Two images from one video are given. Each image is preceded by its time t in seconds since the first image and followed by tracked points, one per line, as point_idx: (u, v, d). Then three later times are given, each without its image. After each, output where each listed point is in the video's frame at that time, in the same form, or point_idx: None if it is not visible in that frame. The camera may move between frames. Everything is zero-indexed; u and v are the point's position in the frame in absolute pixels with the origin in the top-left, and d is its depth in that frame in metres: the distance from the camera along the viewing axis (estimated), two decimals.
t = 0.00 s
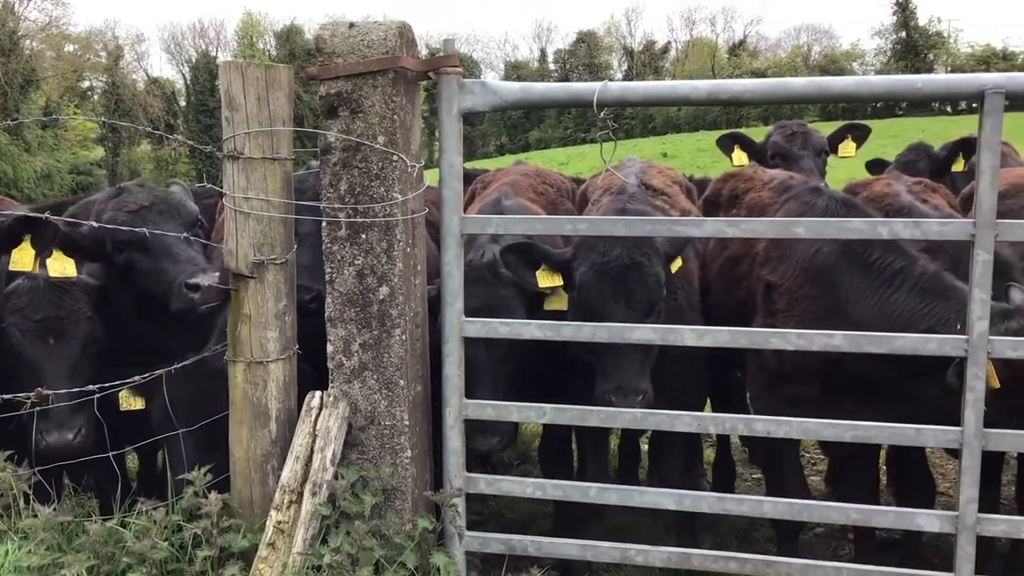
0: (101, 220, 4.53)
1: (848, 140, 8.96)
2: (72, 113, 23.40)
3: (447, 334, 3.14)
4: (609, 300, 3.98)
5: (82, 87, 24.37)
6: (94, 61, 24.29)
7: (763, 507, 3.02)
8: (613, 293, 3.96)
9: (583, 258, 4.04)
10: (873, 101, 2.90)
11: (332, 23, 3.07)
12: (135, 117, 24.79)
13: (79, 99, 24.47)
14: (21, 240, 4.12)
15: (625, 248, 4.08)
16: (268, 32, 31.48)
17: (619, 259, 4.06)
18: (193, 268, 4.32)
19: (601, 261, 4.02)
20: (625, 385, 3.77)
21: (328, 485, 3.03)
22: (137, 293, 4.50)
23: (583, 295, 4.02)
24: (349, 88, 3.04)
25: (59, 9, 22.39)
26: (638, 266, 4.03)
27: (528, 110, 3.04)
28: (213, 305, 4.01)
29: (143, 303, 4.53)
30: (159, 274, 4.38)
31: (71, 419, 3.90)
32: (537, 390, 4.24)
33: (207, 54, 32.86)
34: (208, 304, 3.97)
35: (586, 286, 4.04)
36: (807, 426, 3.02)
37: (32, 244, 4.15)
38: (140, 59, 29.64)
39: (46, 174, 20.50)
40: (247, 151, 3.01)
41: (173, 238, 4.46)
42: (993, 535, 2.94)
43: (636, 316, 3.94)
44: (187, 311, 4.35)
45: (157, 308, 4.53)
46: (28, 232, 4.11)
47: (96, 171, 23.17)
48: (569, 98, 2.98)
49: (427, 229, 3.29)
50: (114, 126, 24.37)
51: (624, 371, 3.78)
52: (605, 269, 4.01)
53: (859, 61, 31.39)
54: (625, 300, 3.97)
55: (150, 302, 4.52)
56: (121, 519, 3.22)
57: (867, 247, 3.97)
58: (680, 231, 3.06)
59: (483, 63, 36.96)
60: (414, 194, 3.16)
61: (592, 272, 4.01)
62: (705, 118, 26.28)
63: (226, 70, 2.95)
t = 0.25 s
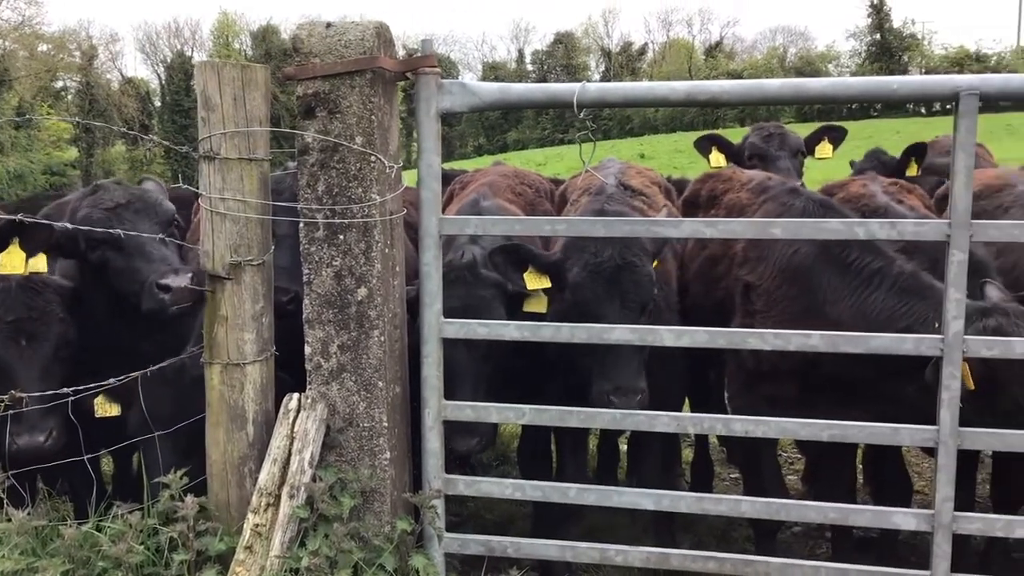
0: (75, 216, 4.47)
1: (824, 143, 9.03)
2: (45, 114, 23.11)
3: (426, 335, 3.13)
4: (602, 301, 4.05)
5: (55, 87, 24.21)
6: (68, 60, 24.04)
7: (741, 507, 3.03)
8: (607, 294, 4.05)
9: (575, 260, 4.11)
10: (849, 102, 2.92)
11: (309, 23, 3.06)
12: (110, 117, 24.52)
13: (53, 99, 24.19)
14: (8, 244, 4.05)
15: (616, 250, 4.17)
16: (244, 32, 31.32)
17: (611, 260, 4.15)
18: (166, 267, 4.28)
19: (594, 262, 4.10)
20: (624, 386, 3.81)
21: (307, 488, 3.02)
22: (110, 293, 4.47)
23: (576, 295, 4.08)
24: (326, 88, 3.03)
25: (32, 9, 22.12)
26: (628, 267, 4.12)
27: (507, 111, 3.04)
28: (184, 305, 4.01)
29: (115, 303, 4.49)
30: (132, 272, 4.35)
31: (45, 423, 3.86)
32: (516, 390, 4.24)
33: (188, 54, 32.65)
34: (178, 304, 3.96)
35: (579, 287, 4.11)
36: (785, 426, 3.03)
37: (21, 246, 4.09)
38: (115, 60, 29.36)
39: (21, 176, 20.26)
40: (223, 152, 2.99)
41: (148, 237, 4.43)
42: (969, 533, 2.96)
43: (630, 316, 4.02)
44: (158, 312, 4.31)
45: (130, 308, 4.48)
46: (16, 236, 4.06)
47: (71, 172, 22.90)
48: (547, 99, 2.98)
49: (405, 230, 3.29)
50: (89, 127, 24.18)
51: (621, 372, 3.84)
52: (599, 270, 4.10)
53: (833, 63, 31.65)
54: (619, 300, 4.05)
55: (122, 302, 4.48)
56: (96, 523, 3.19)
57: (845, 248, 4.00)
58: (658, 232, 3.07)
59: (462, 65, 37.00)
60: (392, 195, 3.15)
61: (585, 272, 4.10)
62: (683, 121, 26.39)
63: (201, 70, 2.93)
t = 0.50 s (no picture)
0: (41, 218, 4.43)
1: (796, 144, 9.11)
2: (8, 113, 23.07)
3: (399, 336, 3.12)
4: (601, 303, 3.96)
5: (18, 86, 24.22)
6: (34, 60, 24.27)
7: (714, 506, 3.04)
8: (606, 296, 3.96)
9: (571, 263, 4.03)
10: (819, 104, 2.94)
11: (279, 23, 3.04)
12: (77, 117, 24.15)
13: (19, 98, 23.87)
14: None
15: (612, 252, 4.09)
16: (211, 32, 31.07)
17: (607, 262, 4.07)
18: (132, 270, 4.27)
19: (590, 265, 4.02)
20: (627, 386, 3.81)
21: (279, 491, 2.99)
22: (76, 295, 4.42)
23: (576, 298, 3.99)
24: (297, 88, 3.01)
25: None
26: (625, 268, 4.03)
27: (479, 111, 3.04)
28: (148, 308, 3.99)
29: (82, 305, 4.45)
30: (98, 275, 4.34)
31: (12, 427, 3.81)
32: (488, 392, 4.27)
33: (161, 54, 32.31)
34: (141, 307, 3.93)
35: (577, 289, 4.02)
36: (757, 426, 3.04)
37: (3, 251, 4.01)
38: (83, 60, 28.97)
39: None
40: (193, 152, 2.96)
41: (115, 239, 4.42)
42: (939, 530, 2.99)
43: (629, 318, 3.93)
44: (124, 315, 4.31)
45: (96, 311, 4.45)
46: None
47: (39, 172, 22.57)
48: (520, 99, 2.98)
49: (378, 231, 3.28)
50: (58, 128, 23.88)
51: (623, 374, 3.79)
52: (595, 272, 4.02)
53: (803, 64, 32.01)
54: (617, 302, 3.96)
55: (87, 304, 4.43)
56: (64, 528, 3.16)
57: (815, 248, 4.01)
58: (631, 233, 3.07)
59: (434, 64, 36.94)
60: (364, 196, 3.14)
61: (583, 274, 4.01)
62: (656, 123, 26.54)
63: (170, 70, 2.90)
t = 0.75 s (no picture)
0: (10, 220, 4.37)
1: (769, 145, 9.17)
2: None
3: (374, 337, 3.11)
4: (608, 299, 4.17)
5: None
6: None
7: (690, 506, 3.05)
8: (613, 292, 4.18)
9: (579, 261, 4.20)
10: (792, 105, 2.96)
11: (252, 23, 3.02)
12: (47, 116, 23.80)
13: None
14: None
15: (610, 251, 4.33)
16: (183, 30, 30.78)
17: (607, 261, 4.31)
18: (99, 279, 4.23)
19: (597, 263, 4.22)
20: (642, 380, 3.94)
21: (252, 494, 2.97)
22: (43, 301, 4.37)
23: (585, 293, 4.15)
24: (271, 88, 2.99)
25: None
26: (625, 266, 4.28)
27: (454, 112, 3.03)
28: (114, 318, 4.00)
29: (48, 311, 4.40)
30: (64, 281, 4.29)
31: None
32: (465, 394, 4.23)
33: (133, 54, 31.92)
34: (107, 317, 3.93)
35: (583, 286, 4.20)
36: (732, 425, 3.05)
37: None
38: (52, 59, 28.58)
39: None
40: (164, 152, 2.94)
41: (84, 245, 4.36)
42: (911, 528, 2.99)
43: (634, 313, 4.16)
44: (86, 324, 4.27)
45: (62, 317, 4.40)
46: None
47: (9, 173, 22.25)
48: (495, 100, 2.97)
49: (352, 232, 3.26)
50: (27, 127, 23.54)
51: (637, 368, 3.95)
52: (601, 270, 4.23)
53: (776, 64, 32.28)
54: (621, 298, 4.20)
55: (54, 310, 4.39)
56: (34, 533, 3.12)
57: (789, 248, 4.05)
58: (606, 234, 3.08)
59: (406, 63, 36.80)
60: (338, 196, 3.13)
61: (589, 271, 4.21)
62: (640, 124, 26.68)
63: (141, 69, 2.88)
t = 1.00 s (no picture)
0: None
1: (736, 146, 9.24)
2: None
3: (342, 339, 3.08)
4: (598, 298, 4.11)
5: None
6: None
7: (659, 506, 3.06)
8: (603, 290, 4.12)
9: (568, 260, 4.14)
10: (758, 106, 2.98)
11: (218, 22, 3.00)
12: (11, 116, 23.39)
13: None
14: None
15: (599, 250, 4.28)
16: (147, 31, 30.45)
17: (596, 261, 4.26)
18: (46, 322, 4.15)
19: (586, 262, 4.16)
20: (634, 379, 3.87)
21: (219, 498, 2.94)
22: None
23: (573, 293, 4.09)
24: (236, 87, 2.96)
25: None
26: (613, 265, 4.24)
27: (422, 112, 3.02)
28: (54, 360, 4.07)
29: None
30: (9, 311, 4.21)
31: None
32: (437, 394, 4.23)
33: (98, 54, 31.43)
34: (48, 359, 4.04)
35: (571, 286, 4.14)
36: (700, 425, 3.07)
37: None
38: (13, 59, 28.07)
39: None
40: (128, 153, 2.90)
41: (38, 277, 4.26)
42: (877, 526, 2.99)
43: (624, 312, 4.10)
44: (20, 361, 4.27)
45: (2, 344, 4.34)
46: None
47: None
48: (463, 100, 2.96)
49: (320, 233, 3.24)
50: None
51: (629, 365, 3.89)
52: (591, 269, 4.18)
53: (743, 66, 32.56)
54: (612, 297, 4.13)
55: None
56: None
57: (758, 249, 4.08)
58: (574, 234, 3.08)
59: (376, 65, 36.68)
60: (306, 197, 3.11)
61: (578, 270, 4.16)
62: (604, 126, 26.75)
63: (103, 68, 2.84)
